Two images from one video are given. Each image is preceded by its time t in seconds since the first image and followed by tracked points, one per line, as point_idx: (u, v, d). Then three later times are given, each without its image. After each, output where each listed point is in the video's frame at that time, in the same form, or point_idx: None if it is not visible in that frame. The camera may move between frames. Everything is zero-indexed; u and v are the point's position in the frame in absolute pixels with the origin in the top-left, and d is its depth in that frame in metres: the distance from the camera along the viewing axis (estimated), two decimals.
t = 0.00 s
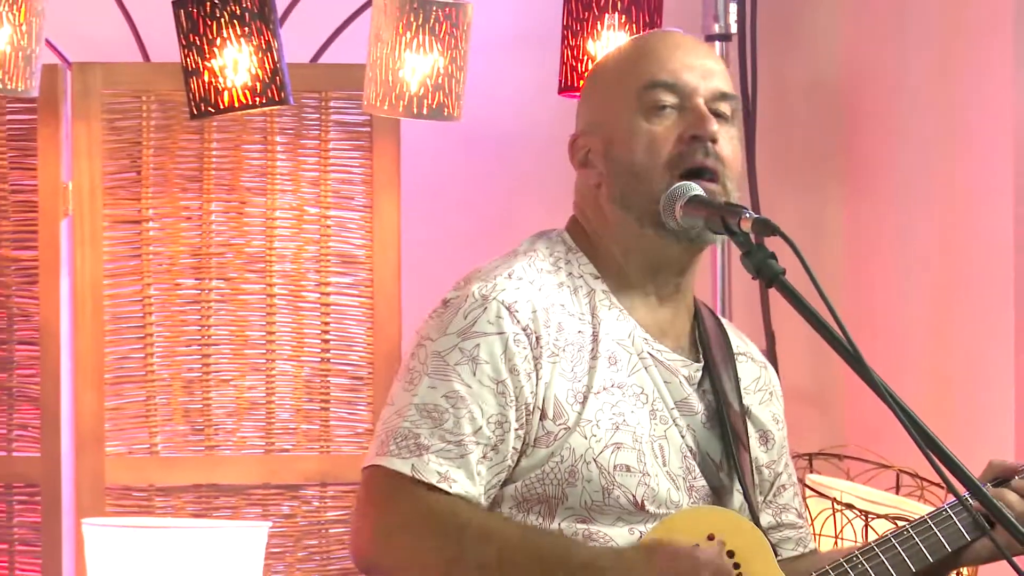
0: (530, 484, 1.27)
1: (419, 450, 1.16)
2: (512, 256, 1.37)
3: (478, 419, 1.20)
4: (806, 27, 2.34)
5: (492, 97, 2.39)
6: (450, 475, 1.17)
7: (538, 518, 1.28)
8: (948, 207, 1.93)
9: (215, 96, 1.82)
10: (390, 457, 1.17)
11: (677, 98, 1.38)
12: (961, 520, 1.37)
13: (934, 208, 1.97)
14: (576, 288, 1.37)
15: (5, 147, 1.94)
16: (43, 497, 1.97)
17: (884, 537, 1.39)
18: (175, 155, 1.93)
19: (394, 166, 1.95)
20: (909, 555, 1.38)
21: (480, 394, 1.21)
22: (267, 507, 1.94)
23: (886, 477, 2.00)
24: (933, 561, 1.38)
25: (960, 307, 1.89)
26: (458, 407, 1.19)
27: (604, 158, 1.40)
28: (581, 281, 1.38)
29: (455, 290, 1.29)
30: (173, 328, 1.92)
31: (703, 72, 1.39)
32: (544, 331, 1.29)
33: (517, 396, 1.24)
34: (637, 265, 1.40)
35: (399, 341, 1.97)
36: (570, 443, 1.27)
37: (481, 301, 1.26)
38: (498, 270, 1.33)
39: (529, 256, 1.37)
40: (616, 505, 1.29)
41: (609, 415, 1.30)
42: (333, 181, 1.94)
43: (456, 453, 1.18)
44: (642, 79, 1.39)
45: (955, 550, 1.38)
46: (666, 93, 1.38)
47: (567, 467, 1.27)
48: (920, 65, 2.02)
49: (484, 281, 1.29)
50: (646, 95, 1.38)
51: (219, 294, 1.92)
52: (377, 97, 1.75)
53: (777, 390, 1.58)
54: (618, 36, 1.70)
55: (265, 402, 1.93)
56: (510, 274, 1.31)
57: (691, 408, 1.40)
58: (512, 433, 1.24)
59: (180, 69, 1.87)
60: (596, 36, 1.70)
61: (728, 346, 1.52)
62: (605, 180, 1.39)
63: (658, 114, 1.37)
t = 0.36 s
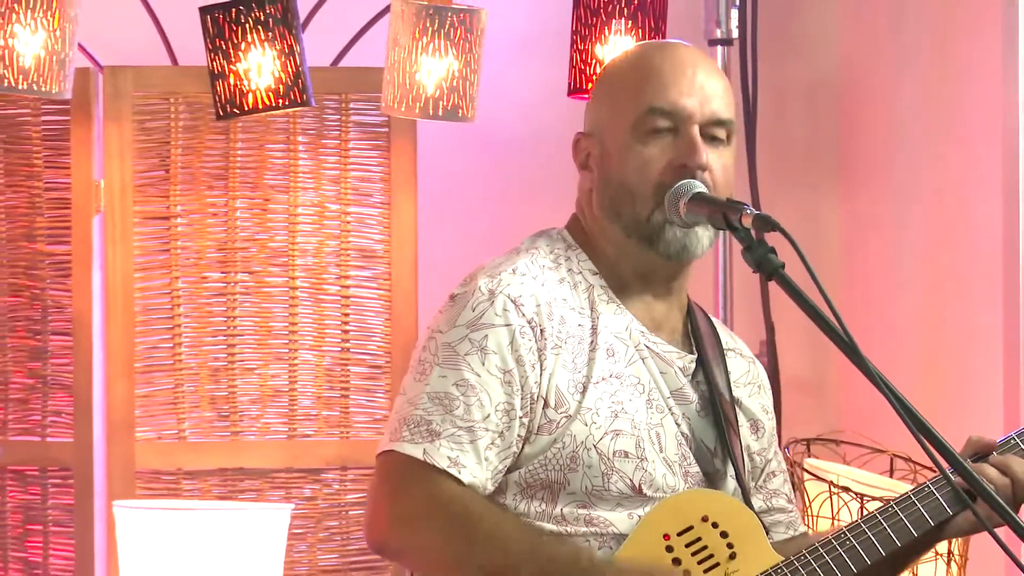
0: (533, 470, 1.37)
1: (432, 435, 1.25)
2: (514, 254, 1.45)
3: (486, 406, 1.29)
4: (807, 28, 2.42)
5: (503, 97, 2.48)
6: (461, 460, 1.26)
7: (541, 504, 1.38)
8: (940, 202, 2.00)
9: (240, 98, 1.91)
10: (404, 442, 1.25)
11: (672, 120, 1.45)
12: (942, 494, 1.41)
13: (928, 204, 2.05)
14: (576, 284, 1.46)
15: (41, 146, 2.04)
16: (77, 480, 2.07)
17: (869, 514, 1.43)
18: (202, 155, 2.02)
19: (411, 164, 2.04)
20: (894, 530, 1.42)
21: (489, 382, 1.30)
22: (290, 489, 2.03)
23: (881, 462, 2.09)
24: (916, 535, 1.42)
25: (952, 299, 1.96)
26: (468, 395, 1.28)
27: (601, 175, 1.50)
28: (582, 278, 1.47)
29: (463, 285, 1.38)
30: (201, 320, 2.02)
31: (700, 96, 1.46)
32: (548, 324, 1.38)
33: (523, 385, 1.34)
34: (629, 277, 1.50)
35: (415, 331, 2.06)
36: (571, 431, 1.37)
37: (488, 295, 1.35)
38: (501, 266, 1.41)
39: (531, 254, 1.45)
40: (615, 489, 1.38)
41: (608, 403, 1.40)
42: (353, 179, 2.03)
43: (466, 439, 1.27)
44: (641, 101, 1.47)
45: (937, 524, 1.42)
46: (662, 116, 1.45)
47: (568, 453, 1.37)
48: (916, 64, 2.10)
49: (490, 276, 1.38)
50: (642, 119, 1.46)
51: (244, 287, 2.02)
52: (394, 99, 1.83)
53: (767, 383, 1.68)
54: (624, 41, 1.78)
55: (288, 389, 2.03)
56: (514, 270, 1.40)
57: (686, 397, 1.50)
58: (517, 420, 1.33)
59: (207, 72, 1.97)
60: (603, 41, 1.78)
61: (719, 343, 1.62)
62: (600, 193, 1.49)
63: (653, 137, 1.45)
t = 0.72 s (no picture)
0: (540, 452, 1.45)
1: (450, 419, 1.34)
2: (521, 246, 1.53)
3: (502, 390, 1.37)
4: (806, 27, 2.51)
5: (515, 93, 2.56)
6: (479, 443, 1.34)
7: (547, 484, 1.46)
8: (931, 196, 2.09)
9: (262, 95, 2.00)
10: (428, 426, 1.33)
11: (669, 142, 1.49)
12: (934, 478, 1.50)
13: (918, 197, 2.14)
14: (581, 273, 1.54)
15: (72, 141, 2.15)
16: (106, 459, 2.18)
17: (868, 497, 1.52)
18: (226, 150, 2.12)
19: (425, 158, 2.14)
20: (888, 511, 1.51)
21: (503, 367, 1.38)
22: (310, 469, 2.13)
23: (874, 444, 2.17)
24: (908, 515, 1.52)
25: (941, 287, 2.05)
26: (484, 379, 1.36)
27: (603, 184, 1.57)
28: (587, 268, 1.55)
29: (475, 275, 1.46)
30: (225, 307, 2.12)
31: (699, 120, 1.49)
32: (556, 313, 1.46)
33: (535, 370, 1.42)
34: (626, 283, 1.57)
35: (429, 318, 2.16)
36: (578, 416, 1.45)
37: (501, 285, 1.43)
38: (511, 258, 1.49)
39: (538, 245, 1.54)
40: (620, 470, 1.47)
41: (613, 389, 1.48)
42: (370, 172, 2.13)
43: (484, 421, 1.35)
44: (642, 120, 1.51)
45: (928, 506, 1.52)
46: (659, 138, 1.49)
47: (575, 437, 1.45)
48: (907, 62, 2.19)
49: (500, 267, 1.47)
50: (640, 138, 1.50)
51: (266, 276, 2.12)
52: (410, 96, 1.92)
53: (765, 370, 1.77)
54: (629, 41, 1.87)
55: (307, 373, 2.13)
56: (523, 261, 1.48)
57: (686, 381, 1.59)
58: (531, 404, 1.41)
59: (230, 71, 2.07)
60: (608, 41, 1.87)
61: (720, 330, 1.70)
62: (600, 202, 1.57)
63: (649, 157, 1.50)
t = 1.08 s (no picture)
0: (547, 438, 1.53)
1: (452, 407, 1.42)
2: (531, 240, 1.61)
3: (503, 381, 1.46)
4: (804, 26, 2.59)
5: (526, 90, 2.65)
6: (478, 430, 1.43)
7: (556, 467, 1.54)
8: (923, 193, 2.20)
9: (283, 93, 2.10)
10: (427, 413, 1.43)
11: (679, 129, 1.58)
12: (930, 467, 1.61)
13: (912, 193, 2.24)
14: (590, 268, 1.62)
15: (102, 137, 2.26)
16: (135, 441, 2.29)
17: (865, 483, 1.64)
18: (249, 146, 2.22)
19: (440, 153, 2.24)
20: (884, 498, 1.62)
21: (505, 358, 1.46)
22: (329, 450, 2.24)
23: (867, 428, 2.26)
24: (904, 502, 1.62)
25: (932, 279, 2.15)
26: (486, 369, 1.45)
27: (614, 174, 1.65)
28: (594, 262, 1.63)
29: (484, 269, 1.55)
30: (248, 296, 2.22)
31: (707, 107, 1.58)
32: (561, 306, 1.54)
33: (539, 361, 1.50)
34: (636, 268, 1.65)
35: (443, 308, 2.26)
36: (583, 405, 1.53)
37: (507, 279, 1.51)
38: (520, 252, 1.57)
39: (547, 239, 1.61)
40: (626, 455, 1.55)
41: (618, 378, 1.55)
42: (387, 167, 2.23)
43: (484, 410, 1.44)
44: (652, 110, 1.61)
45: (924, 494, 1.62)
46: (670, 126, 1.59)
47: (581, 425, 1.53)
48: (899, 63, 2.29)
49: (509, 261, 1.54)
50: (651, 126, 1.59)
51: (288, 266, 2.22)
52: (425, 95, 2.02)
53: (769, 353, 1.86)
54: (634, 41, 1.95)
55: (327, 359, 2.23)
56: (532, 255, 1.56)
57: (690, 370, 1.67)
58: (532, 394, 1.49)
59: (253, 71, 2.17)
60: (614, 41, 1.96)
61: (725, 313, 1.78)
62: (611, 194, 1.65)
63: (660, 145, 1.59)
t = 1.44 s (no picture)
0: (559, 417, 1.57)
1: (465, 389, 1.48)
2: (543, 227, 1.66)
3: (514, 363, 1.50)
4: (800, 26, 2.72)
5: (536, 85, 2.75)
6: (491, 409, 1.48)
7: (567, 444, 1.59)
8: (912, 182, 2.31)
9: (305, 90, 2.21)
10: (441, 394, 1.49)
11: (694, 126, 1.61)
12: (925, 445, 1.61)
13: (901, 182, 2.35)
14: (600, 251, 1.65)
15: (132, 131, 2.37)
16: (162, 421, 2.40)
17: (862, 459, 1.65)
18: (272, 139, 2.33)
19: (454, 146, 2.34)
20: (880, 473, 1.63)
21: (517, 341, 1.51)
22: (348, 429, 2.35)
23: (861, 407, 2.34)
24: (899, 478, 1.62)
25: (921, 267, 2.26)
26: (498, 353, 1.50)
27: (627, 167, 1.67)
28: (604, 245, 1.66)
29: (498, 254, 1.58)
30: (271, 282, 2.33)
31: (720, 104, 1.61)
32: (572, 290, 1.58)
33: (549, 344, 1.54)
34: (644, 258, 1.68)
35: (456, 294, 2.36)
36: (593, 385, 1.57)
37: (519, 264, 1.56)
38: (533, 238, 1.61)
39: (558, 227, 1.65)
40: (634, 434, 1.59)
41: (627, 360, 1.60)
42: (403, 160, 2.34)
43: (495, 391, 1.49)
44: (665, 107, 1.63)
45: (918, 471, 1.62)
46: (684, 122, 1.61)
47: (591, 404, 1.57)
48: (891, 60, 2.40)
49: (522, 247, 1.58)
50: (666, 122, 1.62)
51: (309, 254, 2.33)
52: (439, 91, 2.11)
53: (767, 336, 1.91)
54: (638, 39, 2.05)
55: (346, 342, 2.35)
56: (544, 242, 1.60)
57: (694, 352, 1.72)
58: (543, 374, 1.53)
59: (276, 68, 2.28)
60: (619, 40, 2.06)
61: (726, 297, 1.83)
62: (624, 186, 1.67)
63: (674, 141, 1.62)
